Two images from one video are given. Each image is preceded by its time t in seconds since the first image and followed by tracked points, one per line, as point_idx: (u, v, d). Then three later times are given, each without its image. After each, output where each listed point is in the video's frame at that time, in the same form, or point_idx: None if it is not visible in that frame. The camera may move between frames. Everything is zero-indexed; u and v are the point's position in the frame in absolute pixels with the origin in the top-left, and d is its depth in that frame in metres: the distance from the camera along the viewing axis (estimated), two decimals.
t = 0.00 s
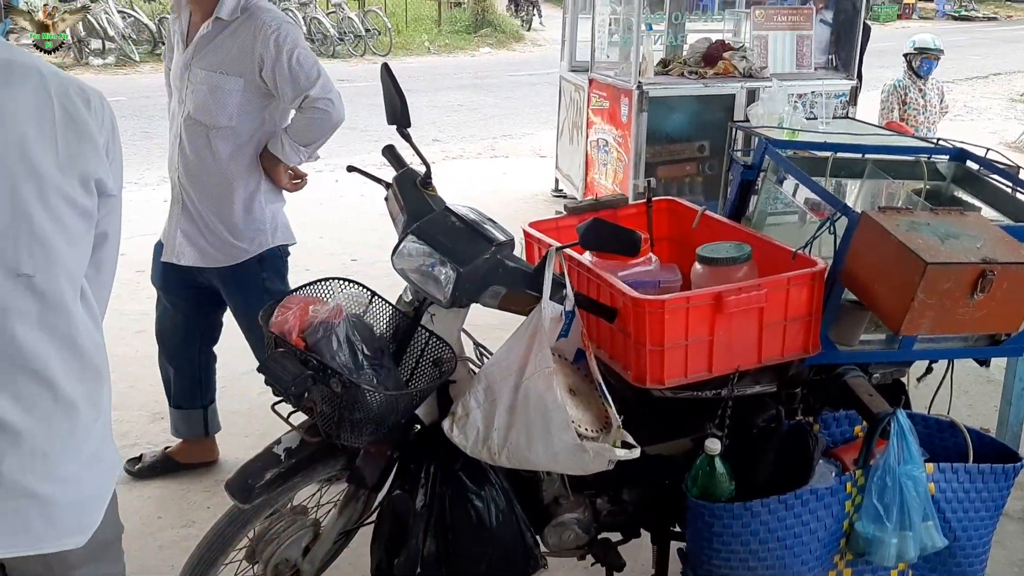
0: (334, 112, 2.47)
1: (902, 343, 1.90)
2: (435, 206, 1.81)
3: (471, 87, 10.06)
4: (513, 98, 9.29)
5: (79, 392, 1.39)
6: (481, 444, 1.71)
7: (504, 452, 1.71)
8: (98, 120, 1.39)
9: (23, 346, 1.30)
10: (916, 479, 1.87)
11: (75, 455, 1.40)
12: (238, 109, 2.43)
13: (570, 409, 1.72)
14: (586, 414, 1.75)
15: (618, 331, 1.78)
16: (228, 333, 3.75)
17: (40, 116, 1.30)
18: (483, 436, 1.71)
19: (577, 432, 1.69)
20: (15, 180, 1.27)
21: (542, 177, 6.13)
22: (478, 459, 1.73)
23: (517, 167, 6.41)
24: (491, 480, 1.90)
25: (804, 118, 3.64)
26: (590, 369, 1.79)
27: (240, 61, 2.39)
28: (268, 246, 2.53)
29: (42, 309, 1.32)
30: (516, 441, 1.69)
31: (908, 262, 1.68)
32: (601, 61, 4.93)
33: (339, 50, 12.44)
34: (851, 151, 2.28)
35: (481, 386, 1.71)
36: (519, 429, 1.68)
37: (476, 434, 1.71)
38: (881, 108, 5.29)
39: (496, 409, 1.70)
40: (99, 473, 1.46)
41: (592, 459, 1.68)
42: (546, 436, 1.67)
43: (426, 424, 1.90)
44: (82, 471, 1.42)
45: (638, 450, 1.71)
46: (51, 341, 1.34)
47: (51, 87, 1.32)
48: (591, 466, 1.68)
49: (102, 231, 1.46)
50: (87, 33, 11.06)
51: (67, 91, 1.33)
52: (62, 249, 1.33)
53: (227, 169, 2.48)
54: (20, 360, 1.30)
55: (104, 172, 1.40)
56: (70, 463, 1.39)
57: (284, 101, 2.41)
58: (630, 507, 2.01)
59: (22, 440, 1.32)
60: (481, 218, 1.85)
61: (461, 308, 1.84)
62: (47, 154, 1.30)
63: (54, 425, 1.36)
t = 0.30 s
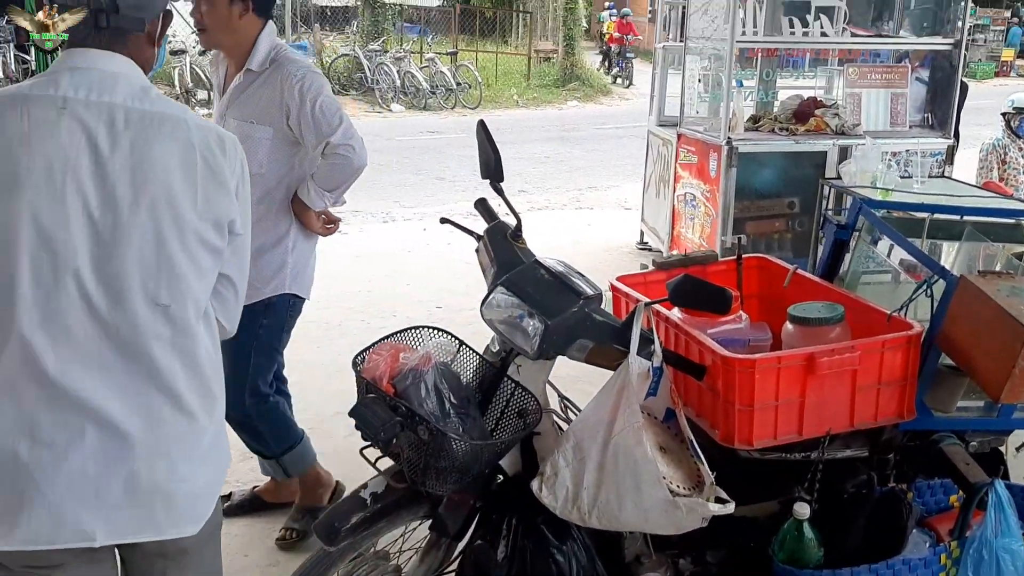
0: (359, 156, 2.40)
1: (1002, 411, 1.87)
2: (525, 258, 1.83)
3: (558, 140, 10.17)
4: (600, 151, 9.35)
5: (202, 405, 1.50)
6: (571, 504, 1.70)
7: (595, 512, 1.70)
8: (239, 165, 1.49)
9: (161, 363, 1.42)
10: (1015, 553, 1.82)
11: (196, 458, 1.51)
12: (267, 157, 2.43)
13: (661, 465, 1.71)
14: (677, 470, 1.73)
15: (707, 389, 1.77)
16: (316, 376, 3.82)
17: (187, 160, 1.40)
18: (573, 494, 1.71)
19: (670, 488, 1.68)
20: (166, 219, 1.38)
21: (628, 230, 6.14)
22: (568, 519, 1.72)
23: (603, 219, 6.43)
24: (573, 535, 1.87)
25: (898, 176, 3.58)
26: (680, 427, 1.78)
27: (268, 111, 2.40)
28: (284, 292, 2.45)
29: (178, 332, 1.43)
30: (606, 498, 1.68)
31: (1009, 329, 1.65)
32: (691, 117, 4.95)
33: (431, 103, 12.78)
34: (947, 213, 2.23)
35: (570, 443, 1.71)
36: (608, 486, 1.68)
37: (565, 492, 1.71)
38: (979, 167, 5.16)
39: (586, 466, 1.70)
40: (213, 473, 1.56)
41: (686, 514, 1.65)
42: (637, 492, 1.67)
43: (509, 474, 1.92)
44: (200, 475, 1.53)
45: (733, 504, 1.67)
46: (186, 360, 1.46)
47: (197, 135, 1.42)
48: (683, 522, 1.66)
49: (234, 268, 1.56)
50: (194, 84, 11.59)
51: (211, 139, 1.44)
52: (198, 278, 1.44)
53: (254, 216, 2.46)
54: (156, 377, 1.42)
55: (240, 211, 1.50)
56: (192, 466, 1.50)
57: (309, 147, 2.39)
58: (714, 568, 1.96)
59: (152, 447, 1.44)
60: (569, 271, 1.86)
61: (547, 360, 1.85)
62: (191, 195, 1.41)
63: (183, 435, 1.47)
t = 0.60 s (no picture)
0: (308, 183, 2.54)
1: None
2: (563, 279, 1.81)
3: (597, 158, 10.16)
4: (638, 171, 9.33)
5: (245, 395, 1.61)
6: (607, 530, 1.69)
7: (631, 538, 1.69)
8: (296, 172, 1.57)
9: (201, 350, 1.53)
10: None
11: (236, 445, 1.60)
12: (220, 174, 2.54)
13: (699, 492, 1.70)
14: (716, 498, 1.72)
15: (746, 417, 1.75)
16: (353, 391, 3.84)
17: (234, 164, 1.52)
18: (609, 521, 1.69)
19: (708, 515, 1.66)
20: (210, 216, 1.50)
21: (665, 250, 6.11)
22: (602, 546, 1.71)
23: (640, 239, 6.41)
24: (606, 560, 1.92)
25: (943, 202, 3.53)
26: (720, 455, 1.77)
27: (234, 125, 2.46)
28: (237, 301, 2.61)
29: (221, 323, 1.55)
30: (644, 525, 1.67)
31: None
32: (731, 137, 4.93)
33: (470, 120, 12.86)
34: (995, 241, 2.20)
35: (608, 468, 1.71)
36: (645, 511, 1.67)
37: (602, 518, 1.70)
38: None
39: (622, 492, 1.69)
40: (257, 461, 1.66)
41: (724, 541, 1.64)
42: (674, 517, 1.66)
43: (543, 497, 1.88)
44: (244, 461, 1.62)
45: (771, 532, 1.66)
46: (228, 350, 1.56)
47: (249, 141, 1.54)
48: (722, 551, 1.64)
49: (300, 273, 1.64)
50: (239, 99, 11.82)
51: (264, 145, 1.54)
52: (242, 272, 1.54)
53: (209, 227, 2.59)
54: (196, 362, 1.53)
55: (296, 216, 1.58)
56: (232, 452, 1.60)
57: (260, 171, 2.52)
58: None
59: (192, 429, 1.54)
60: (607, 293, 1.84)
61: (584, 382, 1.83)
62: (237, 195, 1.52)
63: (222, 421, 1.57)
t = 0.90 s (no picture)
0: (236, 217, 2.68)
1: None
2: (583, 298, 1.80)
3: (618, 175, 10.15)
4: (659, 188, 9.31)
5: (237, 385, 1.77)
6: (618, 545, 1.68)
7: (643, 556, 1.68)
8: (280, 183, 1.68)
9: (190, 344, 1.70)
10: None
11: (230, 432, 1.76)
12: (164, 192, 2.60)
13: (714, 516, 1.68)
14: (729, 522, 1.70)
15: (767, 441, 1.73)
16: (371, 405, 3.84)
17: (218, 175, 1.65)
18: (622, 537, 1.69)
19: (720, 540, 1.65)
20: (195, 225, 1.66)
21: (686, 268, 6.09)
22: (614, 560, 1.71)
23: (661, 257, 6.39)
24: None
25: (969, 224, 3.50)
26: (738, 478, 1.72)
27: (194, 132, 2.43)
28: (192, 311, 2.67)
29: (209, 320, 1.71)
30: (656, 545, 1.66)
31: None
32: (754, 156, 4.91)
33: (492, 135, 12.90)
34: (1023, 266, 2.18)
35: (623, 485, 1.70)
36: (660, 531, 1.66)
37: (614, 534, 1.69)
38: None
39: (637, 511, 1.68)
40: (254, 446, 1.80)
41: (735, 569, 1.63)
42: (689, 540, 1.63)
43: (561, 518, 1.87)
44: (240, 446, 1.78)
45: (783, 565, 1.65)
46: (217, 346, 1.73)
47: (235, 154, 1.67)
48: None
49: (280, 280, 1.71)
50: (264, 113, 11.92)
51: (250, 158, 1.67)
52: (227, 276, 1.69)
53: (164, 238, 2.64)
54: (185, 355, 1.70)
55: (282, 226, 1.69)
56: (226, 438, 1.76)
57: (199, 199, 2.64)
58: None
59: (186, 415, 1.73)
60: (628, 312, 1.83)
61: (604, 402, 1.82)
62: (220, 206, 1.65)
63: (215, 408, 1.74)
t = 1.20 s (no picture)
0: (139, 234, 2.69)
1: None
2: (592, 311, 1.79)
3: (627, 187, 10.15)
4: (668, 201, 9.31)
5: (218, 370, 1.80)
6: (628, 563, 1.68)
7: (653, 573, 1.66)
8: (244, 170, 1.69)
9: (169, 327, 1.77)
10: None
11: (213, 412, 1.81)
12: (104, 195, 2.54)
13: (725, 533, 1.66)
14: (739, 539, 1.68)
15: (777, 457, 1.72)
16: (378, 416, 3.83)
17: (182, 165, 1.69)
18: (631, 554, 1.68)
19: (732, 558, 1.63)
20: (163, 214, 1.71)
21: (695, 281, 6.08)
22: None
23: (670, 269, 6.38)
24: None
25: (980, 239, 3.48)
26: (748, 494, 1.70)
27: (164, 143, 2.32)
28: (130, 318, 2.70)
29: (183, 306, 1.76)
30: (666, 562, 1.64)
31: None
32: (763, 169, 4.91)
33: (501, 146, 12.92)
34: None
35: (632, 502, 1.70)
36: (669, 547, 1.64)
37: (623, 551, 1.69)
38: None
39: (646, 527, 1.67)
40: (240, 427, 1.83)
41: None
42: (699, 556, 1.61)
43: (569, 532, 1.87)
44: (223, 426, 1.81)
45: None
46: (194, 330, 1.77)
47: (200, 143, 1.69)
48: None
49: (239, 269, 1.70)
50: (275, 123, 11.98)
51: (214, 147, 1.69)
52: (196, 263, 1.72)
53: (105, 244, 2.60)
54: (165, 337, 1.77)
55: (243, 213, 1.69)
56: (207, 416, 1.80)
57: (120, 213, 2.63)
58: None
59: (170, 394, 1.79)
60: (637, 325, 1.82)
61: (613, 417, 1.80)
62: (185, 195, 1.69)
63: (197, 387, 1.80)
